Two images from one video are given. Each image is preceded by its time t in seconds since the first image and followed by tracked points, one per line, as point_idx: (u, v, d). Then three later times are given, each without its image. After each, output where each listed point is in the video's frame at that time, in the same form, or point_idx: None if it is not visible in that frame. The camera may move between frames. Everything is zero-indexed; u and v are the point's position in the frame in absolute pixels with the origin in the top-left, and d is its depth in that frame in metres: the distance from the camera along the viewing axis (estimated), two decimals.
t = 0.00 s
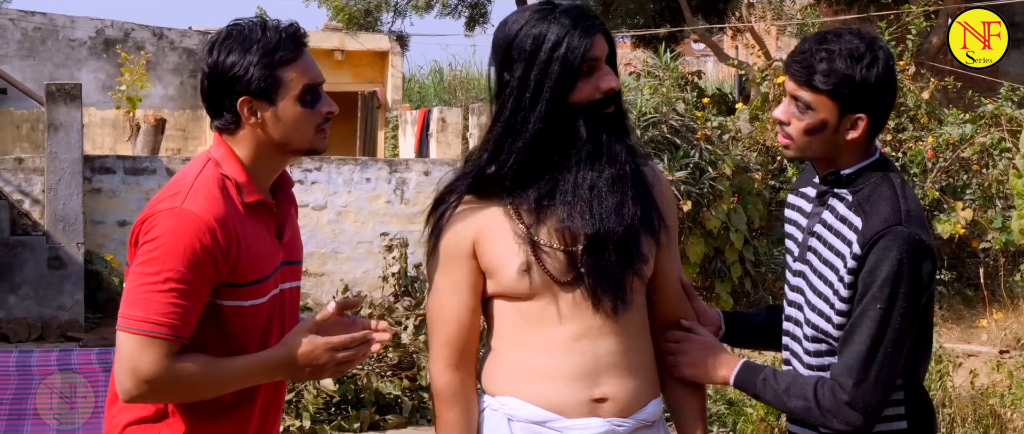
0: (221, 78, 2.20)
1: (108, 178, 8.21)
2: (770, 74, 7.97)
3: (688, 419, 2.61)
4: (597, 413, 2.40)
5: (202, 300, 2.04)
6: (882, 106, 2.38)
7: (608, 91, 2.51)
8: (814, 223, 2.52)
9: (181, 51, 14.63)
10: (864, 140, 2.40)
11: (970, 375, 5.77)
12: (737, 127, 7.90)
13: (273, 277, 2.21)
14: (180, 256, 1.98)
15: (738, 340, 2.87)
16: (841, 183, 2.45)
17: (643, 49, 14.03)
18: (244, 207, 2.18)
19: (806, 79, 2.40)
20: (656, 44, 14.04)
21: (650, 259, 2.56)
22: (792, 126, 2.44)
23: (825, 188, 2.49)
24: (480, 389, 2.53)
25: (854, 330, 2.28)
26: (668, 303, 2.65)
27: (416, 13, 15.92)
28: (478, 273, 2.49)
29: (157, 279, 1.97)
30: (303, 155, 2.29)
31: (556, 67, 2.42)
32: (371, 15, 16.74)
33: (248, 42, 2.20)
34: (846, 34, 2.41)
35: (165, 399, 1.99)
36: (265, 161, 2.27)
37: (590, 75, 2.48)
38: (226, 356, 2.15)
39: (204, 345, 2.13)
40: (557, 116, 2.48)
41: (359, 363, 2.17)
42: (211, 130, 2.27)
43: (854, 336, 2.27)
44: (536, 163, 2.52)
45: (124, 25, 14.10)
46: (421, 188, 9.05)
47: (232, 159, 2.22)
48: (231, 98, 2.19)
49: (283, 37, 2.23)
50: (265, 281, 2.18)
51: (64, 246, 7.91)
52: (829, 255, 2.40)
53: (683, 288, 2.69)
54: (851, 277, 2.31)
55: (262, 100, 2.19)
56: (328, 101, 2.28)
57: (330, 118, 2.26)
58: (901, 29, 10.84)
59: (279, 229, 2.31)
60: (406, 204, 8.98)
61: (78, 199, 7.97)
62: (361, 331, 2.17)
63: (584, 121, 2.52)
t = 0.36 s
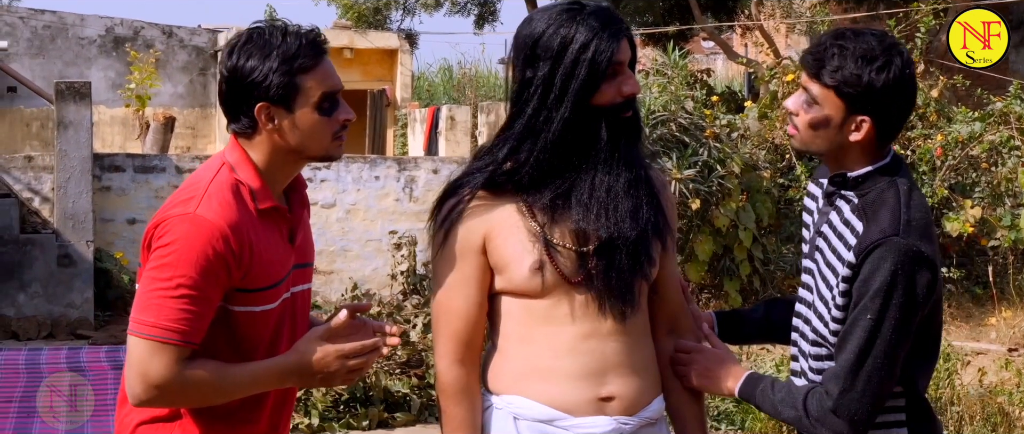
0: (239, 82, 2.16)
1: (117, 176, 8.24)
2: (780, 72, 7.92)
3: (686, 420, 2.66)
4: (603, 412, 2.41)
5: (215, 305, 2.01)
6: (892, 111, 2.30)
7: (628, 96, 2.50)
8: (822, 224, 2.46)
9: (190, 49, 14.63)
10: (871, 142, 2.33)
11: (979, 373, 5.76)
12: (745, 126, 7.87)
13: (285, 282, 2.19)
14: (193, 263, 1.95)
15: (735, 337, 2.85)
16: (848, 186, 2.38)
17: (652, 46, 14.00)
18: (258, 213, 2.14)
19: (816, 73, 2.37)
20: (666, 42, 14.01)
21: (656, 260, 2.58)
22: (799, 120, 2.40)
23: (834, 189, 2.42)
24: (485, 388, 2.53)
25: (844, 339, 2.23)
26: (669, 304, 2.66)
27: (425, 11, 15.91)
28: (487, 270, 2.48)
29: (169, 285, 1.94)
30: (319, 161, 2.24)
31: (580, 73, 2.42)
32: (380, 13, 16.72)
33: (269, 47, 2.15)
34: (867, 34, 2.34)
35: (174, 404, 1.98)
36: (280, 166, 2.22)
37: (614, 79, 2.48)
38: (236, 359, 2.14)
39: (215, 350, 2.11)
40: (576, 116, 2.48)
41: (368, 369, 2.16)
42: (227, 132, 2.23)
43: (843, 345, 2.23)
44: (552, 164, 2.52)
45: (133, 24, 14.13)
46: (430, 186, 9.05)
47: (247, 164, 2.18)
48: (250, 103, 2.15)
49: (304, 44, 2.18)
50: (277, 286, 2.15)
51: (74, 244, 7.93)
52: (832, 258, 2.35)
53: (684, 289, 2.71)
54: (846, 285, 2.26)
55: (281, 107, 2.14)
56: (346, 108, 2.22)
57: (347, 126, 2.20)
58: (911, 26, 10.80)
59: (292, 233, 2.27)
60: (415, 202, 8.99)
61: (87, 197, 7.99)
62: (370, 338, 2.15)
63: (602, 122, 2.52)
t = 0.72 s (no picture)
0: (250, 84, 2.15)
1: (126, 174, 8.25)
2: (789, 70, 7.88)
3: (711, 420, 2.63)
4: (611, 412, 2.39)
5: (226, 306, 2.01)
6: (907, 107, 2.22)
7: (637, 93, 2.49)
8: (847, 226, 2.43)
9: (199, 47, 14.67)
10: (886, 141, 2.26)
11: (989, 371, 5.75)
12: (754, 123, 7.81)
13: (298, 281, 2.19)
14: (204, 264, 1.94)
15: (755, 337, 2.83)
16: (870, 188, 2.31)
17: (661, 44, 13.97)
18: (270, 213, 2.13)
19: (827, 70, 2.31)
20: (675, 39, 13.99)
21: (664, 260, 2.57)
22: (813, 119, 2.33)
23: (857, 193, 2.36)
24: (493, 386, 2.53)
25: (860, 343, 2.18)
26: (684, 304, 2.67)
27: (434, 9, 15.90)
28: (496, 268, 2.48)
29: (180, 286, 1.94)
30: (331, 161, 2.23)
31: (588, 71, 2.42)
32: (389, 10, 16.70)
33: (280, 49, 2.14)
34: (879, 29, 2.28)
35: (185, 405, 1.98)
36: (293, 166, 2.21)
37: (623, 76, 2.47)
38: (247, 359, 2.13)
39: (227, 350, 2.11)
40: (585, 114, 2.47)
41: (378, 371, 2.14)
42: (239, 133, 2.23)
43: (859, 348, 2.18)
44: (561, 162, 2.51)
45: (143, 22, 14.17)
46: (439, 183, 9.05)
47: (259, 164, 2.17)
48: (262, 105, 2.14)
49: (315, 45, 2.16)
50: (290, 286, 2.14)
51: (83, 242, 7.96)
52: (852, 261, 2.31)
53: (699, 288, 2.70)
54: (864, 289, 2.21)
55: (292, 109, 2.13)
56: (359, 108, 2.20)
57: (359, 126, 2.19)
58: (920, 24, 10.77)
59: (305, 232, 2.26)
60: (424, 199, 8.99)
61: (96, 195, 8.01)
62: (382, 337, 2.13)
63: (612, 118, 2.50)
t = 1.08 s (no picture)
0: (254, 87, 2.14)
1: (135, 174, 8.26)
2: (797, 69, 7.79)
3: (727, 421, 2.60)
4: (617, 416, 2.39)
5: (231, 310, 2.00)
6: (925, 115, 2.19)
7: (646, 94, 2.47)
8: (866, 231, 2.40)
9: (208, 47, 14.70)
10: (902, 149, 2.23)
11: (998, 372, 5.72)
12: (763, 123, 7.79)
13: (305, 284, 2.18)
14: (209, 268, 1.94)
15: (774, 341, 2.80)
16: (888, 195, 2.28)
17: (671, 44, 13.94)
18: (276, 217, 2.12)
19: (840, 80, 2.29)
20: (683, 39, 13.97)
21: (674, 262, 2.54)
22: (831, 128, 2.32)
23: (876, 198, 2.33)
24: (502, 387, 2.52)
25: (880, 353, 2.17)
26: (698, 306, 2.64)
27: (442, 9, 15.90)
28: (503, 270, 2.48)
29: (185, 291, 1.93)
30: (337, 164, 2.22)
31: (593, 73, 2.41)
32: (398, 10, 16.69)
33: (282, 53, 2.13)
34: (896, 35, 2.25)
35: (190, 409, 1.97)
36: (298, 168, 2.21)
37: (631, 77, 2.45)
38: (254, 363, 2.13)
39: (234, 354, 2.11)
40: (591, 115, 2.46)
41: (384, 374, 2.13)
42: (245, 135, 2.22)
43: (880, 359, 2.17)
44: (567, 163, 2.50)
45: (152, 22, 14.21)
46: (448, 183, 9.06)
47: (265, 167, 2.16)
48: (265, 108, 2.13)
49: (318, 49, 2.15)
50: (296, 289, 2.14)
51: (92, 242, 7.97)
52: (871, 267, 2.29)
53: (715, 289, 2.67)
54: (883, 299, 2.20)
55: (295, 112, 2.12)
56: (364, 111, 2.19)
57: (364, 129, 2.18)
58: (929, 25, 10.74)
59: (312, 234, 2.26)
60: (432, 200, 8.99)
61: (105, 195, 8.02)
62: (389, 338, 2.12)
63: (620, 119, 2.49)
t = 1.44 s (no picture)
0: (254, 87, 2.14)
1: (140, 174, 8.27)
2: (803, 69, 7.76)
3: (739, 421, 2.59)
4: (621, 416, 2.38)
5: (230, 311, 2.00)
6: (931, 106, 2.18)
7: (651, 93, 2.46)
8: (876, 230, 2.39)
9: (215, 47, 14.68)
10: (908, 140, 2.22)
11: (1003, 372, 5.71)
12: (769, 123, 7.82)
13: (304, 285, 2.17)
14: (208, 270, 1.94)
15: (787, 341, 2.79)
16: (894, 196, 2.27)
17: (678, 44, 13.92)
18: (276, 218, 2.12)
19: (850, 70, 2.30)
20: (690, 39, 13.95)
21: (680, 262, 2.53)
22: (836, 118, 2.32)
23: (884, 198, 2.32)
24: (508, 387, 2.52)
25: (881, 354, 2.17)
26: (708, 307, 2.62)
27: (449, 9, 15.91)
28: (509, 269, 2.48)
29: (185, 292, 1.94)
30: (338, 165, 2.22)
31: (597, 71, 2.41)
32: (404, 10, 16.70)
33: (284, 53, 2.13)
34: (913, 27, 2.25)
35: (189, 410, 1.97)
36: (299, 169, 2.21)
37: (636, 76, 2.45)
38: (255, 363, 2.13)
39: (234, 354, 2.11)
40: (595, 113, 2.46)
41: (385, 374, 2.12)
42: (247, 136, 2.22)
43: (880, 359, 2.17)
44: (572, 162, 2.50)
45: (158, 21, 14.25)
46: (453, 183, 9.05)
47: (265, 169, 2.16)
48: (266, 109, 2.13)
49: (319, 49, 2.15)
50: (297, 290, 2.14)
51: (98, 242, 7.99)
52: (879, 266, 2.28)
53: (725, 289, 2.65)
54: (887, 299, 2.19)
55: (296, 113, 2.12)
56: (364, 112, 2.19)
57: (364, 129, 2.18)
58: (935, 24, 10.73)
59: (313, 235, 2.25)
60: (438, 199, 8.99)
61: (111, 195, 8.03)
62: (389, 338, 2.11)
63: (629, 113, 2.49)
